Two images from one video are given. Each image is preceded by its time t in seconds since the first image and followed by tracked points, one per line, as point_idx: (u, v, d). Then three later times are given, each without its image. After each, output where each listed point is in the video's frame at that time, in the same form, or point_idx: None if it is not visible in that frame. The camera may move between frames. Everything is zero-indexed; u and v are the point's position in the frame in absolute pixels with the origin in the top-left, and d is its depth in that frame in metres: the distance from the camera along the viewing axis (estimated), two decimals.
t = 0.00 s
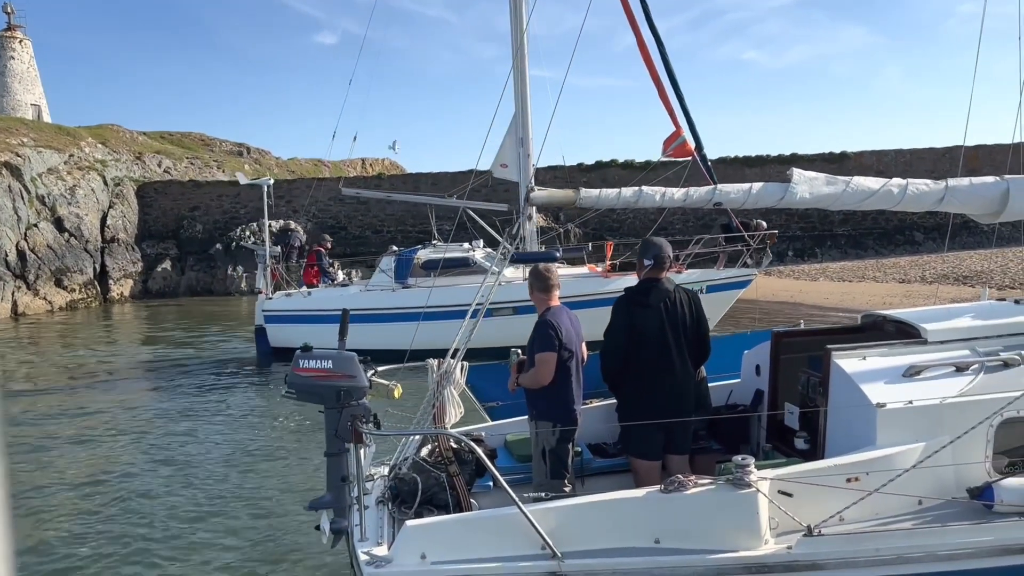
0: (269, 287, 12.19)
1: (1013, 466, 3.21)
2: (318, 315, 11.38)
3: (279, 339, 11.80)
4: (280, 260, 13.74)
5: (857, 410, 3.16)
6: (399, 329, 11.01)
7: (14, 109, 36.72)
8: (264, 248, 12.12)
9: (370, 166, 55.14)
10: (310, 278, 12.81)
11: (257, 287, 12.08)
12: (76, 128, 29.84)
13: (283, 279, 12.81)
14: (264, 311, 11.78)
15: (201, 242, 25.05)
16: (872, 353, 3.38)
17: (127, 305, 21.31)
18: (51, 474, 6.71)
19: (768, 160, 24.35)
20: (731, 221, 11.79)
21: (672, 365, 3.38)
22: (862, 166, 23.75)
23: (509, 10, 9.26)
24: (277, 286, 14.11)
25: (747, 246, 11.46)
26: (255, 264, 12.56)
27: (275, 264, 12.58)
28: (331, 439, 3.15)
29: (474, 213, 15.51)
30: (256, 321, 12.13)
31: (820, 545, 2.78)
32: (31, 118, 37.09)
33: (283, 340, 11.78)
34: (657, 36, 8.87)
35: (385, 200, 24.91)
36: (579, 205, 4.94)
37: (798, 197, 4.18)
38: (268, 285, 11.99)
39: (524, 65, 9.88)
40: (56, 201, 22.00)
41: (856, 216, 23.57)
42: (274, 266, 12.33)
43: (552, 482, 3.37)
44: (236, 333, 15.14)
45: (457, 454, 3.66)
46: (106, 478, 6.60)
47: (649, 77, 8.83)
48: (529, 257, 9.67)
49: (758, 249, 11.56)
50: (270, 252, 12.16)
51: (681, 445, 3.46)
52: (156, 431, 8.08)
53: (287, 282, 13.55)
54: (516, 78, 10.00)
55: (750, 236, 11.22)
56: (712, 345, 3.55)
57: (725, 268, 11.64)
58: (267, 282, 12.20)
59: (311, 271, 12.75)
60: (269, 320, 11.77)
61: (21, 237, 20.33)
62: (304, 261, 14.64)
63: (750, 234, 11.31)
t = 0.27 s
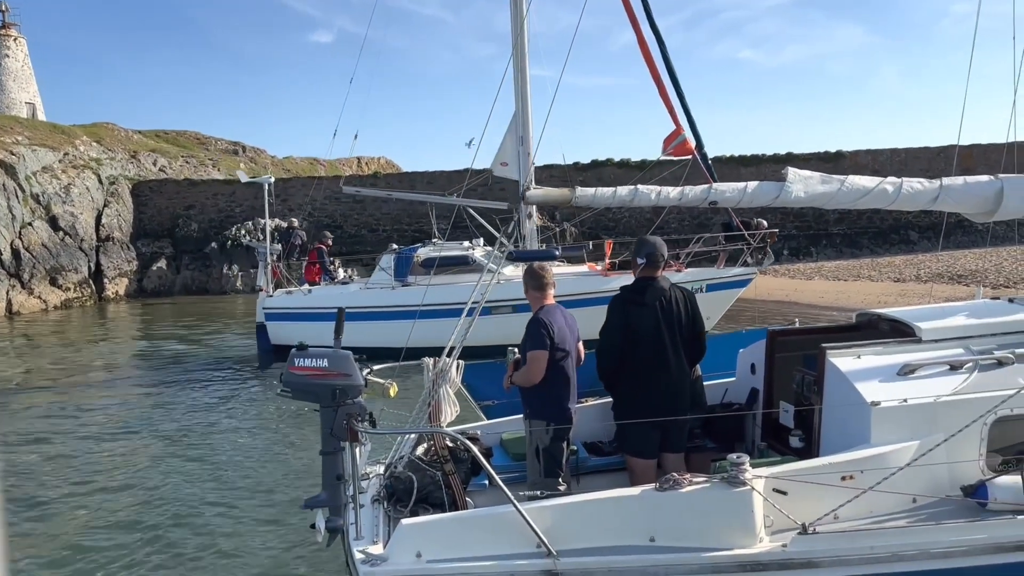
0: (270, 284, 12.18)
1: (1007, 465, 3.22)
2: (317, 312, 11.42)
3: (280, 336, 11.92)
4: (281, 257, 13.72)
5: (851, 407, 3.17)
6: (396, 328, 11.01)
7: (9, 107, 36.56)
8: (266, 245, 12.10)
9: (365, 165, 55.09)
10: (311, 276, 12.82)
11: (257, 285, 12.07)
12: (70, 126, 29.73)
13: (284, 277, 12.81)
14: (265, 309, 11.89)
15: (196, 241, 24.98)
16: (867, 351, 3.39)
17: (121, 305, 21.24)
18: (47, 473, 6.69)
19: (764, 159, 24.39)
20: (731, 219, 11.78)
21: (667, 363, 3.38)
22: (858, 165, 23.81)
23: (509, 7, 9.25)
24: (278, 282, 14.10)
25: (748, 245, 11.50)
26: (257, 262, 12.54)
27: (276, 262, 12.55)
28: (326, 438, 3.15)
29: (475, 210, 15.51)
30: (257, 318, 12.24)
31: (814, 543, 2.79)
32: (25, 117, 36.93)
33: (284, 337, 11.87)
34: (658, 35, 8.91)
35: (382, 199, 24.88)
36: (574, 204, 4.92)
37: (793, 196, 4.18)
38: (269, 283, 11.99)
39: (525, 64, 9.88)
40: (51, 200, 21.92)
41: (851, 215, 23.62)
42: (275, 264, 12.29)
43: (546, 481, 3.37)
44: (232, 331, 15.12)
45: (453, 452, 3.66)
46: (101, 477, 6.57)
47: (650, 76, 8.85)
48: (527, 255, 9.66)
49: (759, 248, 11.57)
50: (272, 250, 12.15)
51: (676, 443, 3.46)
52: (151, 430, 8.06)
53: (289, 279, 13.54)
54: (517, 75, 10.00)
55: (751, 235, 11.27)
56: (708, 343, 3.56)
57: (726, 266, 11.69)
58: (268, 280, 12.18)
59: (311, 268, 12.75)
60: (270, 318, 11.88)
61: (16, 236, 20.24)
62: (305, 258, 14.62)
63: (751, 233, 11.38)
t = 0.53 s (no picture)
0: (270, 283, 12.17)
1: (1002, 464, 3.23)
2: (317, 311, 11.43)
3: (279, 335, 11.92)
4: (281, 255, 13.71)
5: (847, 407, 3.17)
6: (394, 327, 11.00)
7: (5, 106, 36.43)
8: (266, 244, 12.09)
9: (362, 164, 55.04)
10: (312, 274, 12.81)
11: (258, 283, 12.05)
12: (66, 126, 29.65)
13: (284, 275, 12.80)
14: (265, 307, 11.89)
15: (193, 240, 24.91)
16: (863, 351, 3.39)
17: (117, 304, 21.18)
18: (44, 473, 6.67)
19: (760, 159, 24.41)
20: (731, 219, 11.77)
21: (664, 363, 3.38)
22: (854, 165, 23.86)
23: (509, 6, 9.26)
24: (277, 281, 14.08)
25: (746, 245, 11.49)
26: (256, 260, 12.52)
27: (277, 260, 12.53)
28: (323, 437, 3.14)
29: (475, 209, 15.49)
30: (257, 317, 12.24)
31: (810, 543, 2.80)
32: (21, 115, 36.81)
33: (283, 336, 11.88)
34: (658, 35, 8.94)
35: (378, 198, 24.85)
36: (571, 204, 4.92)
37: (790, 196, 4.19)
38: (269, 281, 11.97)
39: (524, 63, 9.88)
40: (46, 199, 21.84)
41: (848, 215, 23.67)
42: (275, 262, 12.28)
43: (542, 480, 3.37)
44: (228, 331, 15.09)
45: (450, 452, 3.66)
46: (98, 477, 6.56)
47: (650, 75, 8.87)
48: (525, 254, 9.66)
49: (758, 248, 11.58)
50: (272, 249, 12.12)
51: (673, 443, 3.47)
52: (148, 430, 8.04)
53: (289, 278, 13.53)
54: (517, 74, 9.99)
55: (749, 235, 11.26)
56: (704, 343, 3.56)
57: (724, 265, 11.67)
58: (268, 278, 12.16)
59: (312, 266, 12.75)
60: (269, 316, 11.88)
61: (11, 235, 20.17)
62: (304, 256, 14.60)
63: (750, 233, 11.38)
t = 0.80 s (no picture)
0: (269, 281, 12.15)
1: (999, 463, 3.23)
2: (316, 309, 11.43)
3: (278, 333, 11.92)
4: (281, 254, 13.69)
5: (844, 406, 3.18)
6: (392, 326, 11.00)
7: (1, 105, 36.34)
8: (266, 242, 12.07)
9: (359, 164, 55.01)
10: (312, 273, 12.81)
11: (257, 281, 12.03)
12: (63, 125, 29.58)
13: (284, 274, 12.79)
14: (264, 305, 11.88)
15: (189, 239, 24.88)
16: (860, 351, 3.40)
17: (114, 303, 21.15)
18: (41, 473, 6.65)
19: (757, 159, 24.44)
20: (730, 218, 11.77)
21: (661, 362, 3.39)
22: (851, 165, 23.90)
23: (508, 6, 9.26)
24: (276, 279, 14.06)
25: (745, 244, 11.49)
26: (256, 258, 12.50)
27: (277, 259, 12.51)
28: (321, 437, 3.14)
29: (474, 208, 15.47)
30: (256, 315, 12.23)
31: (807, 542, 2.80)
32: (17, 115, 36.72)
33: (282, 334, 11.88)
34: (657, 34, 8.95)
35: (376, 198, 24.82)
36: (569, 204, 4.92)
37: (787, 195, 4.19)
38: (268, 280, 11.96)
39: (524, 62, 9.88)
40: (43, 198, 21.78)
41: (845, 214, 23.71)
42: (275, 260, 12.26)
43: (540, 480, 3.37)
44: (225, 330, 15.06)
45: (448, 451, 3.66)
46: (96, 477, 6.53)
47: (649, 75, 8.87)
48: (522, 253, 9.66)
49: (757, 247, 11.58)
50: (272, 248, 12.10)
51: (670, 442, 3.47)
52: (146, 429, 8.03)
53: (288, 277, 13.52)
54: (516, 74, 9.99)
55: (747, 234, 11.25)
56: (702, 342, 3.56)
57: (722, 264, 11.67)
58: (267, 277, 12.14)
59: (312, 265, 12.75)
60: (269, 315, 11.88)
61: (8, 234, 20.11)
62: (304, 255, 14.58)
63: (749, 232, 11.39)
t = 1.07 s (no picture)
0: (269, 280, 12.15)
1: (996, 463, 3.24)
2: (315, 309, 11.42)
3: (278, 333, 11.92)
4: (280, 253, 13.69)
5: (842, 406, 3.19)
6: (390, 326, 11.00)
7: None
8: (265, 242, 12.07)
9: (357, 164, 55.00)
10: (311, 272, 12.82)
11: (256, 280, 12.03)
12: (60, 124, 29.53)
13: (284, 273, 12.79)
14: (263, 305, 11.88)
15: (187, 239, 24.87)
16: (859, 350, 3.40)
17: (112, 303, 21.12)
18: (40, 473, 6.63)
19: (755, 159, 24.46)
20: (729, 218, 11.78)
21: (660, 362, 3.39)
22: (848, 165, 23.93)
23: (507, 5, 9.26)
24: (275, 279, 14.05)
25: (743, 244, 11.50)
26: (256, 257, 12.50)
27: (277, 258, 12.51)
28: (319, 437, 3.14)
29: (472, 208, 15.46)
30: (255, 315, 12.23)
31: (805, 542, 2.81)
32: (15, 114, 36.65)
33: (281, 334, 11.88)
34: (656, 34, 8.96)
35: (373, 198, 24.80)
36: (567, 204, 4.93)
37: (785, 195, 4.19)
38: (267, 279, 11.95)
39: (522, 62, 9.88)
40: (41, 197, 21.73)
41: (842, 214, 23.75)
42: (274, 260, 12.26)
43: (538, 480, 3.37)
44: (223, 330, 15.05)
45: (446, 452, 3.66)
46: (95, 477, 6.52)
47: (648, 74, 8.88)
48: (520, 253, 9.67)
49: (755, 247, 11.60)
50: (271, 247, 12.10)
51: (668, 441, 3.47)
52: (144, 429, 8.02)
53: (287, 276, 13.52)
54: (514, 74, 9.99)
55: (746, 234, 11.26)
56: (700, 342, 3.57)
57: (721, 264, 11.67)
58: (267, 276, 12.13)
59: (312, 264, 12.75)
60: (268, 314, 11.88)
61: (5, 234, 20.08)
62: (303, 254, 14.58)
63: (748, 232, 11.39)
